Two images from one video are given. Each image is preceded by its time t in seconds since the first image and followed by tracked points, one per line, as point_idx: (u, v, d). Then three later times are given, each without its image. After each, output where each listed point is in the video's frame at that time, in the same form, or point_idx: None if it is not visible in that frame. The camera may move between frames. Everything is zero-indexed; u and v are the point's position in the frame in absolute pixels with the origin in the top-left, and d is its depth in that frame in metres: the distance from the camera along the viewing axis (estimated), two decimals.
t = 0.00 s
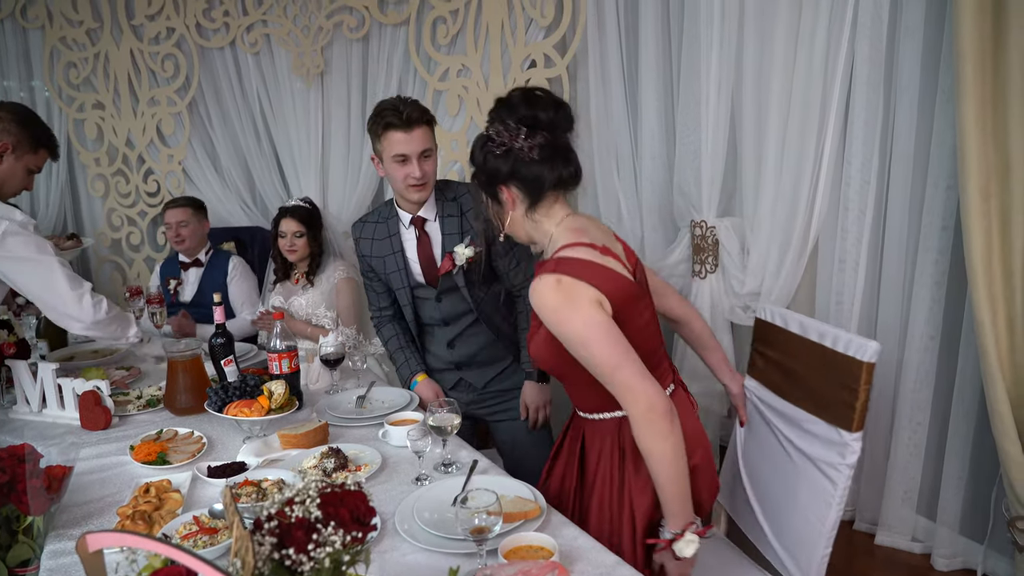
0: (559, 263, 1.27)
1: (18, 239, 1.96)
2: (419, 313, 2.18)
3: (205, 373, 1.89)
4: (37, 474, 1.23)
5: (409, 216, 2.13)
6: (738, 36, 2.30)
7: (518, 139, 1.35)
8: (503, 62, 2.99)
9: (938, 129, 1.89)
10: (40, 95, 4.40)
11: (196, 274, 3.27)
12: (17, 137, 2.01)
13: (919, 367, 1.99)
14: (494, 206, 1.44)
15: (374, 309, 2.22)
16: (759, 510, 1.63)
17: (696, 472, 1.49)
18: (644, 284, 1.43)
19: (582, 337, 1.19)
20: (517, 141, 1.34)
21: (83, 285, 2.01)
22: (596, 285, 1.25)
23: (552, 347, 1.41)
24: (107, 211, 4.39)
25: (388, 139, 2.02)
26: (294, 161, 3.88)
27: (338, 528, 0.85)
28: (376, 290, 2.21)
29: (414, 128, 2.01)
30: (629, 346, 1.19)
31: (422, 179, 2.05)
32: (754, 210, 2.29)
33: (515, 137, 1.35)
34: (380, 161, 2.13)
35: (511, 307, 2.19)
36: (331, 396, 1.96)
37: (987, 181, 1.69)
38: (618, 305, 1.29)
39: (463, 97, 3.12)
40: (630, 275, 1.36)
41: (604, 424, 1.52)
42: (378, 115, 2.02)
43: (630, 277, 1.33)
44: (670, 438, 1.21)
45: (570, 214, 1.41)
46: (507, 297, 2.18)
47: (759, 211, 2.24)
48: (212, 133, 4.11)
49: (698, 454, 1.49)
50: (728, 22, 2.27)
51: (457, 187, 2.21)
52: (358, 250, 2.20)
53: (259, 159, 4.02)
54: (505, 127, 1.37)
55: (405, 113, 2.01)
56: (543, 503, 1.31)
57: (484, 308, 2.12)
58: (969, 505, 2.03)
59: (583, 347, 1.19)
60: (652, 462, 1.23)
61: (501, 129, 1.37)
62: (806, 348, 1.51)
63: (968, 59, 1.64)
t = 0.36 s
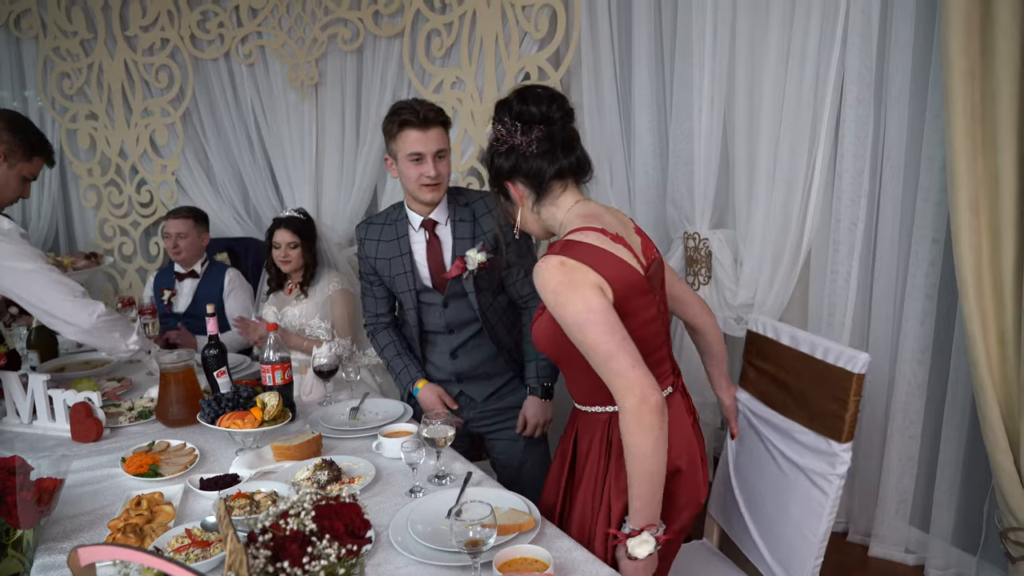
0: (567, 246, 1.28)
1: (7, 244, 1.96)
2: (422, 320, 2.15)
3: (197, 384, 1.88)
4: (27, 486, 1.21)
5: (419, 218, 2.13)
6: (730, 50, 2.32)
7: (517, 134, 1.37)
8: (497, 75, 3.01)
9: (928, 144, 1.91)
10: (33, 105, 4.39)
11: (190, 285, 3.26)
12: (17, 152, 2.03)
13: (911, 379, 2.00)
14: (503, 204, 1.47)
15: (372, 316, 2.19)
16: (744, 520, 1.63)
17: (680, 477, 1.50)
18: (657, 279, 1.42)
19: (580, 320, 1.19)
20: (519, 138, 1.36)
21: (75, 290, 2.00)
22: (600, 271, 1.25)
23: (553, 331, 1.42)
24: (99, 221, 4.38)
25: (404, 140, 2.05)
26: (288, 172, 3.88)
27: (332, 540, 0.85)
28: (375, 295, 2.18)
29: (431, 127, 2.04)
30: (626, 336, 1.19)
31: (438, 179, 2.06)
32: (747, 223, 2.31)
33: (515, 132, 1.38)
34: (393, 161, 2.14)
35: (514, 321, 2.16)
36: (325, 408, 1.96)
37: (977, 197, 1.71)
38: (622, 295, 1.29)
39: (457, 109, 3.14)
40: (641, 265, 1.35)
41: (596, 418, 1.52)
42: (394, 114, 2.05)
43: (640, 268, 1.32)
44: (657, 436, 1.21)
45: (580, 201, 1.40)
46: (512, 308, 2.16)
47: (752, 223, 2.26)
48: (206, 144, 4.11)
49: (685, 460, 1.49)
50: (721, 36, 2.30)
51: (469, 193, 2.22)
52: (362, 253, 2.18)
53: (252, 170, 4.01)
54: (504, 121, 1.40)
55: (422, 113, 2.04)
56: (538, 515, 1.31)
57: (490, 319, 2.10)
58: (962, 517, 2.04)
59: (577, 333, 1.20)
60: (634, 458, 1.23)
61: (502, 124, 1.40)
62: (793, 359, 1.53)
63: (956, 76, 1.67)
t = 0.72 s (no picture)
0: (595, 247, 1.30)
1: (8, 258, 1.99)
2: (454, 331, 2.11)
3: (196, 398, 1.88)
4: (25, 500, 1.20)
5: (468, 224, 2.14)
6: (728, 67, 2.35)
7: (566, 128, 1.38)
8: (497, 90, 3.04)
9: (926, 161, 1.92)
10: (34, 118, 4.40)
11: (189, 298, 3.26)
12: (28, 171, 2.04)
13: (910, 394, 2.00)
14: (539, 191, 1.49)
15: (398, 322, 2.17)
16: (738, 530, 1.68)
17: (671, 505, 1.49)
18: (682, 292, 1.44)
19: (598, 321, 1.20)
20: (568, 135, 1.37)
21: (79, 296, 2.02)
22: (623, 276, 1.27)
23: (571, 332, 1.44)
24: (99, 234, 4.38)
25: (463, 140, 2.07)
26: (287, 185, 3.89)
27: (334, 556, 0.88)
28: (405, 300, 2.16)
29: (494, 134, 2.08)
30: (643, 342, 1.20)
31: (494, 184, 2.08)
32: (745, 238, 2.32)
33: (562, 125, 1.39)
34: (448, 162, 2.15)
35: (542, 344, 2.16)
36: (324, 422, 1.95)
37: (974, 213, 1.72)
38: (643, 302, 1.30)
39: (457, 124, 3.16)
40: (666, 275, 1.37)
41: (601, 425, 1.53)
42: (458, 115, 2.09)
43: (663, 276, 1.34)
44: (657, 451, 1.20)
45: (613, 204, 1.42)
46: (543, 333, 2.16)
47: (751, 237, 2.27)
48: (206, 157, 4.13)
49: (681, 487, 1.49)
50: (719, 53, 2.33)
51: (518, 209, 2.24)
52: (399, 255, 2.18)
53: (252, 184, 4.02)
54: (557, 110, 1.41)
55: (488, 120, 2.08)
56: (538, 530, 1.31)
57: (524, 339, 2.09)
58: (962, 533, 2.03)
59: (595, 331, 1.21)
60: (630, 462, 1.21)
61: (553, 113, 1.41)
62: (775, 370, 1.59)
63: (952, 94, 1.69)
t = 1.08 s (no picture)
0: (590, 257, 1.35)
1: (35, 284, 2.02)
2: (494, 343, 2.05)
3: (186, 413, 1.86)
4: (12, 516, 1.20)
5: (512, 234, 2.09)
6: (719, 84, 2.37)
7: (600, 134, 1.38)
8: (489, 105, 3.06)
9: (914, 179, 1.94)
10: (24, 130, 4.38)
11: (179, 312, 3.24)
12: (46, 204, 2.12)
13: (901, 410, 2.01)
14: (562, 186, 1.51)
15: (431, 332, 2.10)
16: (724, 542, 1.71)
17: (647, 518, 1.46)
18: (684, 310, 1.44)
19: (579, 330, 1.28)
20: (600, 144, 1.38)
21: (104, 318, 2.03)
22: (610, 288, 1.32)
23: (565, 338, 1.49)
24: (88, 247, 4.35)
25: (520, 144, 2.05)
26: (279, 198, 3.88)
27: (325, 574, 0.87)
28: (440, 309, 2.10)
29: (550, 146, 2.06)
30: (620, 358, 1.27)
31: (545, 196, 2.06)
32: (736, 253, 2.33)
33: (596, 129, 1.39)
34: (499, 169, 2.12)
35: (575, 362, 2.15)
36: (314, 437, 1.94)
37: (962, 231, 1.74)
38: (630, 317, 1.34)
39: (450, 138, 3.18)
40: (660, 292, 1.38)
41: (581, 430, 1.53)
42: (517, 125, 2.08)
43: (655, 293, 1.37)
44: (626, 460, 1.28)
45: (626, 216, 1.44)
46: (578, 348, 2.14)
47: (743, 252, 2.28)
48: (198, 171, 4.12)
49: (659, 500, 1.46)
50: (710, 70, 2.35)
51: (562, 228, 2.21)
52: (437, 262, 2.11)
53: (243, 197, 4.01)
54: (595, 115, 1.40)
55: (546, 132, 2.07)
56: (530, 546, 1.30)
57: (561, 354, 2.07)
58: (952, 548, 2.03)
59: (576, 339, 1.29)
60: (600, 471, 1.30)
61: (591, 117, 1.41)
62: (766, 385, 1.63)
63: (940, 114, 1.71)
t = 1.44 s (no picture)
0: (574, 255, 1.41)
1: None
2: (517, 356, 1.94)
3: (173, 425, 1.84)
4: None
5: (539, 248, 1.94)
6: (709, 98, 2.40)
7: (596, 148, 1.43)
8: (481, 118, 3.07)
9: (902, 194, 1.96)
10: (11, 140, 4.35)
11: (167, 323, 3.21)
12: (28, 201, 2.11)
13: (890, 422, 2.02)
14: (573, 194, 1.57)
15: (449, 340, 1.94)
16: (715, 554, 1.71)
17: (611, 519, 1.46)
18: (664, 321, 1.46)
19: (551, 322, 1.35)
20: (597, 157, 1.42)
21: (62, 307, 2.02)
22: (587, 288, 1.37)
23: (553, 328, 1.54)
24: (75, 257, 4.31)
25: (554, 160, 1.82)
26: (269, 209, 3.87)
27: None
28: (461, 318, 1.94)
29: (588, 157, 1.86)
30: (585, 354, 1.34)
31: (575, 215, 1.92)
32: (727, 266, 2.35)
33: (592, 144, 1.44)
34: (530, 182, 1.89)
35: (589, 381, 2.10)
36: (303, 450, 1.92)
37: (949, 246, 1.76)
38: (603, 320, 1.38)
39: (441, 150, 3.19)
40: (640, 300, 1.41)
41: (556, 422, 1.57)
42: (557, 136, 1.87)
43: (633, 299, 1.40)
44: (583, 449, 1.35)
45: (620, 227, 1.46)
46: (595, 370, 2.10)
47: (733, 265, 2.30)
48: (188, 181, 4.11)
49: (623, 501, 1.46)
50: (700, 84, 2.38)
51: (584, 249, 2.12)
52: (460, 268, 1.97)
53: (233, 208, 3.99)
54: (597, 129, 1.45)
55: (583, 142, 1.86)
56: (521, 560, 1.29)
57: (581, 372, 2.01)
58: (942, 561, 2.03)
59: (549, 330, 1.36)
60: (559, 460, 1.37)
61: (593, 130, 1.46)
62: (757, 398, 1.63)
63: (926, 127, 1.73)
